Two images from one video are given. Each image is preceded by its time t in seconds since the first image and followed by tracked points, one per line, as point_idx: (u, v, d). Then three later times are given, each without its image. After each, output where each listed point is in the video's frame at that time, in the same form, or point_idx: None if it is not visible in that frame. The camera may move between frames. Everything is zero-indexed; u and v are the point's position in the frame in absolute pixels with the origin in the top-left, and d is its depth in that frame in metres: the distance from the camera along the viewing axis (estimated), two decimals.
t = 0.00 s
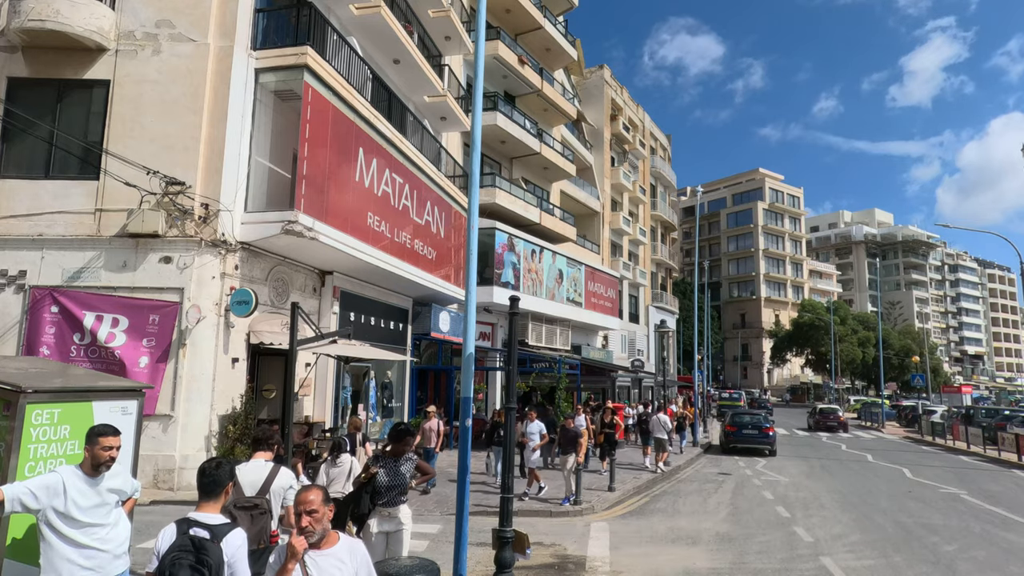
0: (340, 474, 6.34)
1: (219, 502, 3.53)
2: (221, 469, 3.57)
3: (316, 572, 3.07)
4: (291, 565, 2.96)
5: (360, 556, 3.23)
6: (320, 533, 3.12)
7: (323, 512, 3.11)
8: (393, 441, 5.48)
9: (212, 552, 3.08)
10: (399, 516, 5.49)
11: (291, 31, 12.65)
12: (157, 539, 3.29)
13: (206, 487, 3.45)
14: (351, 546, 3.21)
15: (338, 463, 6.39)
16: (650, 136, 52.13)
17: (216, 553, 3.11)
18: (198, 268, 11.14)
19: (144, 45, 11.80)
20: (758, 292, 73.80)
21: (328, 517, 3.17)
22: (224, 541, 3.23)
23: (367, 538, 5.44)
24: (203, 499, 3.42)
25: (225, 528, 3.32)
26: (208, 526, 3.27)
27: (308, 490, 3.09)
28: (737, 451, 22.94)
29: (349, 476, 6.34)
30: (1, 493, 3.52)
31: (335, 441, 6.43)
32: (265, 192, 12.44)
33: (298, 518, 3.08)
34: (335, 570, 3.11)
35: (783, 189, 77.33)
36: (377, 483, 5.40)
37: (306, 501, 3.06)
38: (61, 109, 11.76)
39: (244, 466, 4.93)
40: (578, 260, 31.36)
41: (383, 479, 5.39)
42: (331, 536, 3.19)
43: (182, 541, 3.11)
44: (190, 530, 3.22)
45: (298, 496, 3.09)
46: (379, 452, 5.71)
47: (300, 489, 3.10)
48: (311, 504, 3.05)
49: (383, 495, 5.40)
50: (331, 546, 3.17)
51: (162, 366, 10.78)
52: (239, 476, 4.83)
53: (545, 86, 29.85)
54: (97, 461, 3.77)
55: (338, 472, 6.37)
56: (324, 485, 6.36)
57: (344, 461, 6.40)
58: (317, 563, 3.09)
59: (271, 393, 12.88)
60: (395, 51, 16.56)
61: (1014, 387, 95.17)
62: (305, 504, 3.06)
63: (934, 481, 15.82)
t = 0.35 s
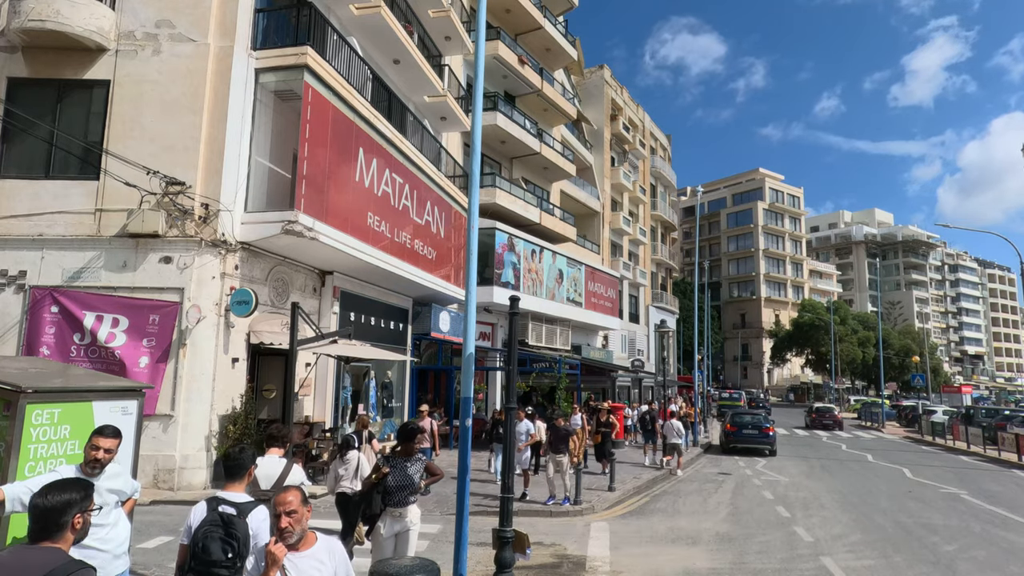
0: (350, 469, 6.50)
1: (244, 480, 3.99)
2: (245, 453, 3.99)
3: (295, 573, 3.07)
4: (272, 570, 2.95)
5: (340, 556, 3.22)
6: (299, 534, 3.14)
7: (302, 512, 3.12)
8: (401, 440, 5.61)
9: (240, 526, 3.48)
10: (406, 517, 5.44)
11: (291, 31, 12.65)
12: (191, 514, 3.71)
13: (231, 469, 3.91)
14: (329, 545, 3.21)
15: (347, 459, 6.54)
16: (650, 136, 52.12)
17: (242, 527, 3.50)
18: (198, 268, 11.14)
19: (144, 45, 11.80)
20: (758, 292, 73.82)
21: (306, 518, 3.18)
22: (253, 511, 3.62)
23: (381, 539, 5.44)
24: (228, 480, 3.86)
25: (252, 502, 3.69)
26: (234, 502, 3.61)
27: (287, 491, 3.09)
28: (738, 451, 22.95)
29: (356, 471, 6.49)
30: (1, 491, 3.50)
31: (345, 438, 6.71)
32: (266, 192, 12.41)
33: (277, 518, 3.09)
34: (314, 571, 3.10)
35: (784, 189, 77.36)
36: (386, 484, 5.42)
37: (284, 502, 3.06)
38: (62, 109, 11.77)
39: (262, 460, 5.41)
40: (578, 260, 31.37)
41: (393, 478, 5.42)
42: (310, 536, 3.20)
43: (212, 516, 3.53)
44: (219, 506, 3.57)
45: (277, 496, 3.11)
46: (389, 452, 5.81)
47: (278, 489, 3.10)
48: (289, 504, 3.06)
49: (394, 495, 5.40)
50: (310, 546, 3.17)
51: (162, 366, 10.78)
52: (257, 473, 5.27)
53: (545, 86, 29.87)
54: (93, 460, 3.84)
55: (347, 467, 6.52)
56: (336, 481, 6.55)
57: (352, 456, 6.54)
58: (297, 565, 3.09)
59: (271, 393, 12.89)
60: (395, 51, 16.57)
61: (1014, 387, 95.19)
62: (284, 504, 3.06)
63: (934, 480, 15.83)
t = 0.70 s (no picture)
0: (360, 467, 7.14)
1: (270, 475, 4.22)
2: (272, 448, 4.23)
3: (299, 570, 3.05)
4: (275, 569, 2.93)
5: (341, 554, 3.23)
6: (301, 530, 3.13)
7: (302, 508, 3.13)
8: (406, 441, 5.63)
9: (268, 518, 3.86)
10: (414, 517, 5.53)
11: (291, 31, 12.64)
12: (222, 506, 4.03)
13: (260, 464, 4.15)
14: (330, 543, 3.21)
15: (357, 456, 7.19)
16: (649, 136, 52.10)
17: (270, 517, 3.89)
18: (198, 268, 11.14)
19: (144, 44, 11.79)
20: (758, 292, 73.82)
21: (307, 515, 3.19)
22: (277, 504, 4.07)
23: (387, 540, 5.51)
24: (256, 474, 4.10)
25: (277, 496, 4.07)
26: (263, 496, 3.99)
27: (287, 488, 3.11)
28: (738, 450, 22.96)
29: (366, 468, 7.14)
30: (1, 494, 3.53)
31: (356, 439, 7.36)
32: (265, 191, 12.41)
33: (278, 514, 3.10)
34: (316, 567, 3.09)
35: (783, 189, 77.39)
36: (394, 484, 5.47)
37: (284, 498, 3.08)
38: (61, 109, 11.77)
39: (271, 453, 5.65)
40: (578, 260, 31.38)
41: (401, 479, 5.46)
42: (310, 533, 3.19)
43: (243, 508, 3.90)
44: (249, 499, 3.95)
45: (277, 494, 3.12)
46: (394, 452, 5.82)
47: (278, 486, 3.12)
48: (289, 501, 3.08)
49: (403, 494, 5.46)
50: (311, 543, 3.16)
51: (161, 366, 10.78)
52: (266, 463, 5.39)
53: (544, 86, 29.88)
54: (89, 460, 3.74)
55: (358, 465, 7.15)
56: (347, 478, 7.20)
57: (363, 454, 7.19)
58: (298, 561, 3.07)
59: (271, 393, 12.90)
60: (395, 51, 16.56)
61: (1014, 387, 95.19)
62: (284, 500, 3.08)
63: (933, 480, 15.84)
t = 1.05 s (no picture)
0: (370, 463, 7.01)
1: (290, 465, 4.84)
2: (289, 442, 4.87)
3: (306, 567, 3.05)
4: None
5: (349, 551, 3.20)
6: (310, 527, 3.14)
7: (314, 506, 3.12)
8: (406, 440, 5.62)
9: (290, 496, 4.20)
10: (413, 514, 5.73)
11: (291, 31, 12.64)
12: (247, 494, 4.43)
13: (280, 455, 4.80)
14: (338, 541, 3.21)
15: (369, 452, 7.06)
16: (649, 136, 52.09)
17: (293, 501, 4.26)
18: (198, 268, 11.14)
19: (144, 45, 11.79)
20: (758, 292, 73.83)
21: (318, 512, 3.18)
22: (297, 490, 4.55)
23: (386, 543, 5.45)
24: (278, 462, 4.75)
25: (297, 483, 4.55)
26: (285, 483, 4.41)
27: (298, 486, 3.09)
28: (738, 451, 22.97)
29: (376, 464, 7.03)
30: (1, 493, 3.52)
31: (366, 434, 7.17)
32: (265, 191, 12.41)
33: (289, 511, 3.08)
34: (323, 565, 3.09)
35: (783, 189, 77.42)
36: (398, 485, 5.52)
37: (296, 496, 3.06)
38: (61, 108, 11.77)
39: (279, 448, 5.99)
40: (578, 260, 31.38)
41: (405, 480, 5.54)
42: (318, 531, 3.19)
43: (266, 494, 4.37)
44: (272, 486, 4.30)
45: (288, 489, 3.10)
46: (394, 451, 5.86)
47: (289, 483, 3.09)
48: (301, 499, 3.06)
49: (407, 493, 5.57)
50: (318, 542, 3.17)
51: (161, 366, 10.78)
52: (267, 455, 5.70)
53: (544, 86, 29.88)
54: (89, 460, 3.73)
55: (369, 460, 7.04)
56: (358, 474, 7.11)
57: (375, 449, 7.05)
58: (304, 560, 3.08)
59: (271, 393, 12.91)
60: (395, 51, 16.57)
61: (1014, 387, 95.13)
62: (295, 498, 3.06)
63: (933, 480, 15.85)
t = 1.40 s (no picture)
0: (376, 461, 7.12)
1: (293, 455, 4.97)
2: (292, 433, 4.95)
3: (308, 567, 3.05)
4: None
5: (350, 553, 3.16)
6: (315, 526, 3.14)
7: (319, 505, 3.12)
8: (406, 442, 5.59)
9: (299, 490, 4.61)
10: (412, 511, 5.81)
11: (291, 31, 12.64)
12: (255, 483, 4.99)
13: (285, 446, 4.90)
14: (341, 542, 3.17)
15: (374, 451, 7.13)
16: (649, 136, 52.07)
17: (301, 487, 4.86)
18: (198, 268, 11.14)
19: (144, 44, 11.80)
20: (758, 291, 73.83)
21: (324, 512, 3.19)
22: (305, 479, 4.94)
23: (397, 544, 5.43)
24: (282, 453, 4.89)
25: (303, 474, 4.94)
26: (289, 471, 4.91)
27: (305, 484, 3.09)
28: (738, 450, 22.99)
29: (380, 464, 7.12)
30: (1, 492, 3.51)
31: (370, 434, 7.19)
32: (265, 191, 12.40)
33: (295, 509, 3.08)
34: (327, 566, 3.08)
35: (784, 189, 77.39)
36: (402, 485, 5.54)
37: (302, 493, 3.06)
38: (61, 108, 11.77)
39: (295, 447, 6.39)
40: (578, 260, 31.38)
41: (410, 481, 5.59)
42: (322, 531, 3.19)
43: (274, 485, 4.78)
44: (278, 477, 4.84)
45: (295, 487, 3.11)
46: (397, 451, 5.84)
47: (297, 481, 3.09)
48: (307, 497, 3.06)
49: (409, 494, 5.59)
50: (321, 542, 3.16)
51: (162, 366, 10.79)
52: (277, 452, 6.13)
53: (545, 86, 29.88)
54: (90, 459, 3.75)
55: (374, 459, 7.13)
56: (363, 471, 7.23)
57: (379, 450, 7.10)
58: (306, 559, 3.08)
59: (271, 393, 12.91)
60: (395, 51, 16.57)
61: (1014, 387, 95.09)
62: (302, 496, 3.06)
63: (933, 480, 15.86)
